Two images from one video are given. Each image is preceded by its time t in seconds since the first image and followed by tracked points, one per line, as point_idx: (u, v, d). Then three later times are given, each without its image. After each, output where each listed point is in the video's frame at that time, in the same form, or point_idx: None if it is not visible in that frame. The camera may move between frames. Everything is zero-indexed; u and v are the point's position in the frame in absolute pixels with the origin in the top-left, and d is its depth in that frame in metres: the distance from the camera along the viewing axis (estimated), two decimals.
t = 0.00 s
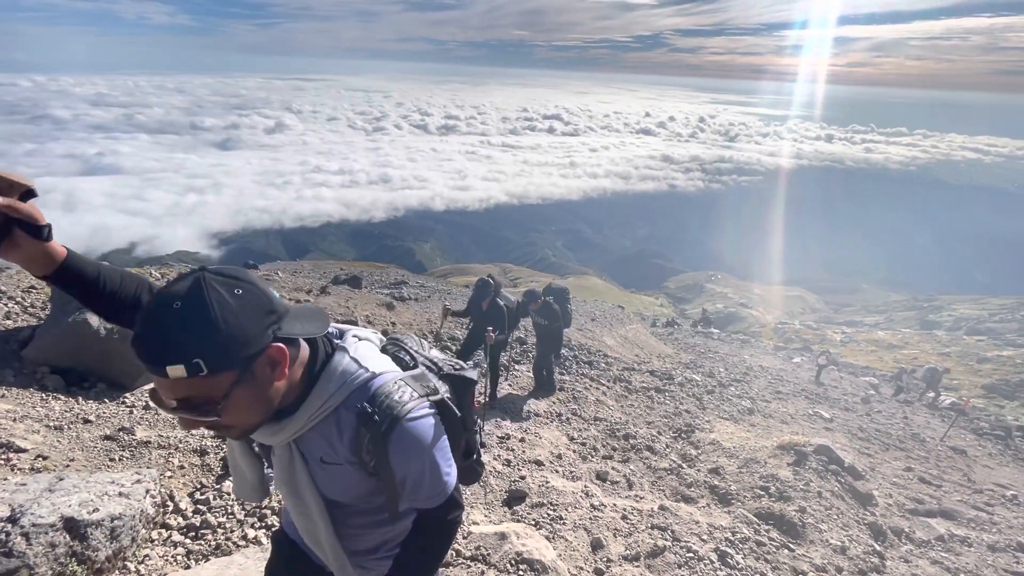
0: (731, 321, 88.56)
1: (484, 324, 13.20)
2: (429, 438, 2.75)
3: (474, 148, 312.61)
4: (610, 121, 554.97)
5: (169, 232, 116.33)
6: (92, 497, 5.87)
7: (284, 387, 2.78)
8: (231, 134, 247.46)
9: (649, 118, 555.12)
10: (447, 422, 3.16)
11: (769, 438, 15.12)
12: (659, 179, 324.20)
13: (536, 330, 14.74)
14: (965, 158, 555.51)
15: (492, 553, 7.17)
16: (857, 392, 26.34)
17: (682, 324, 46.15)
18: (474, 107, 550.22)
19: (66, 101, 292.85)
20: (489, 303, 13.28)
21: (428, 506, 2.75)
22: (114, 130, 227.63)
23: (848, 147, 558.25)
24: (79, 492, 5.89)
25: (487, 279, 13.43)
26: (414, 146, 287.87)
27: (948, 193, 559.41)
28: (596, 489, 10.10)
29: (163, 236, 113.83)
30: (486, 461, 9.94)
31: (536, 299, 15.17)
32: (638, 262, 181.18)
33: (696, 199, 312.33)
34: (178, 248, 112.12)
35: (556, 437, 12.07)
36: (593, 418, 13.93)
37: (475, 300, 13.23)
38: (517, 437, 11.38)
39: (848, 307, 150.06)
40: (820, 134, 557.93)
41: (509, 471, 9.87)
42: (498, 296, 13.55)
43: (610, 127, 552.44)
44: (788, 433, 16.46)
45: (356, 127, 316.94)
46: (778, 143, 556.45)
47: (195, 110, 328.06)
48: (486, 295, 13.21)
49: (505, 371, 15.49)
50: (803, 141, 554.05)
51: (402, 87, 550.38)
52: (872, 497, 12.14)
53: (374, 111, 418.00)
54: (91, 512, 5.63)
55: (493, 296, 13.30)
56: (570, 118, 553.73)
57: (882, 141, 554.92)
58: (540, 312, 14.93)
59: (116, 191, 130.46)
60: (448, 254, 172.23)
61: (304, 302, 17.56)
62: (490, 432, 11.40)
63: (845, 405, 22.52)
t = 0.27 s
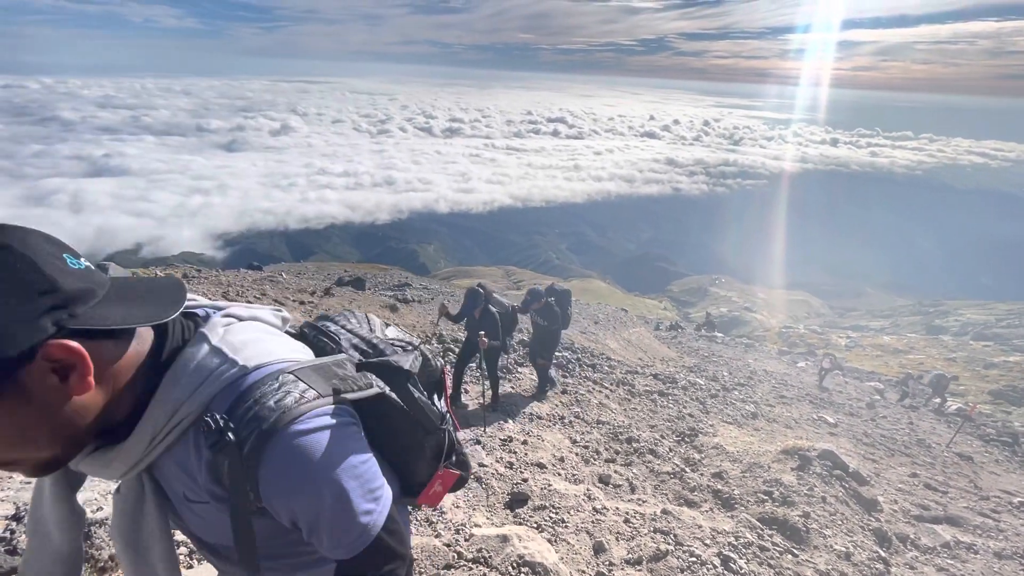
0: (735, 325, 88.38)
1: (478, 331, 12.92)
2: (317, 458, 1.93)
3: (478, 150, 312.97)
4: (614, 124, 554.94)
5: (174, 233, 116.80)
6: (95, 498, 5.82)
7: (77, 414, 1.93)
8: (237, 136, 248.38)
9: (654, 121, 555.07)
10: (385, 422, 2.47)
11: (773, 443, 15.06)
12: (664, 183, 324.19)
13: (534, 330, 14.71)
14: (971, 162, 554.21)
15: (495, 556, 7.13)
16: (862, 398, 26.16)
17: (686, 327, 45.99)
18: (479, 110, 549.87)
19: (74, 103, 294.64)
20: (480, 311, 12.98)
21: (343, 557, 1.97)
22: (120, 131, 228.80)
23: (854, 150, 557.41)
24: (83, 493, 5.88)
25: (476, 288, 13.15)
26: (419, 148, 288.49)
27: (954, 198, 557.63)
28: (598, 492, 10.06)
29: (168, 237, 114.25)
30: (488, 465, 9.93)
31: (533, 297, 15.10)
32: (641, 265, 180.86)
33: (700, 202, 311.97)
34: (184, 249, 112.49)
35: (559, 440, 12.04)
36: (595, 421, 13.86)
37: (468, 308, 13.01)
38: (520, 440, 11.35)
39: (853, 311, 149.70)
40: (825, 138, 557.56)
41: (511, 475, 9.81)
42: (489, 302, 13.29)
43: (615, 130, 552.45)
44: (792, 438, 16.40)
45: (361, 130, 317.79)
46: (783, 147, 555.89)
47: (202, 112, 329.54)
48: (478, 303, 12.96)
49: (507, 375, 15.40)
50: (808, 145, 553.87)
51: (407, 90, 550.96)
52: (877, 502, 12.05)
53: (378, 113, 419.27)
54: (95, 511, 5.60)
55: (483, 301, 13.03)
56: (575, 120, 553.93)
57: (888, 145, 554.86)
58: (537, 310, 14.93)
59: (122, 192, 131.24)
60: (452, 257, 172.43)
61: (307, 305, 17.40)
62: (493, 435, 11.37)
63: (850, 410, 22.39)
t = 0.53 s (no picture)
0: (741, 330, 88.11)
1: (468, 336, 12.74)
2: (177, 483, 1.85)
3: (484, 153, 313.49)
4: (620, 128, 554.81)
5: (182, 234, 117.65)
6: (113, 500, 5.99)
7: None
8: (244, 138, 249.48)
9: (659, 125, 555.02)
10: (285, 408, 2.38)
11: (778, 449, 14.95)
12: (670, 187, 323.89)
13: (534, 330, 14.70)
14: (978, 168, 552.25)
15: (495, 558, 7.09)
16: (869, 404, 25.91)
17: (691, 331, 45.79)
18: (484, 113, 550.32)
19: (84, 106, 296.55)
20: (465, 313, 12.76)
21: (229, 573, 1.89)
22: (129, 133, 230.48)
23: (861, 155, 557.97)
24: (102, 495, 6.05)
25: (458, 292, 12.88)
26: (425, 151, 289.47)
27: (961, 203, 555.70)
28: (600, 496, 10.01)
29: (176, 240, 115.18)
30: (492, 467, 9.90)
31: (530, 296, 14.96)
32: (647, 269, 180.79)
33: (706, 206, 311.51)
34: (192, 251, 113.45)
35: (562, 443, 12.00)
36: (599, 424, 13.81)
37: (453, 311, 12.83)
38: (523, 443, 11.30)
39: (860, 316, 149.23)
40: (831, 143, 557.71)
41: (513, 477, 9.79)
42: (475, 303, 13.06)
43: (620, 134, 552.41)
44: (796, 443, 16.31)
45: (367, 133, 318.74)
46: (789, 151, 555.25)
47: (210, 115, 331.13)
48: (461, 305, 12.75)
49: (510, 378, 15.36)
50: (814, 149, 553.30)
51: (413, 93, 551.84)
52: (883, 510, 11.95)
53: (384, 117, 420.62)
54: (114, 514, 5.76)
55: (468, 303, 12.83)
56: (580, 124, 553.81)
57: (895, 150, 554.82)
58: (535, 308, 14.84)
59: (130, 194, 132.25)
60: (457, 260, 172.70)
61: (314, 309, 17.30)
62: (497, 436, 11.38)
63: (856, 416, 22.21)
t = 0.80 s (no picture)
0: (748, 335, 87.76)
1: (469, 329, 12.57)
2: None
3: (491, 157, 314.23)
4: (627, 132, 555.03)
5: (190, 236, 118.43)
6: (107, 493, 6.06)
7: None
8: (252, 141, 251.05)
9: (666, 129, 554.84)
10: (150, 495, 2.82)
11: (784, 454, 14.83)
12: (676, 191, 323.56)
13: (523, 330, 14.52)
14: (987, 174, 549.35)
15: (496, 560, 7.08)
16: (876, 411, 25.72)
17: (697, 336, 45.60)
18: (491, 117, 551.58)
19: (95, 108, 299.38)
20: (460, 309, 12.51)
21: None
22: (139, 136, 232.58)
23: (869, 160, 555.45)
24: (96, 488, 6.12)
25: (454, 285, 12.54)
26: (432, 154, 290.34)
27: (971, 209, 552.13)
28: (603, 500, 9.96)
29: (185, 241, 115.90)
30: (495, 469, 9.85)
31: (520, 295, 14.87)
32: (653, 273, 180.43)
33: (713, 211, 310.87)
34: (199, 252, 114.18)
35: (565, 446, 11.92)
36: (603, 428, 13.73)
37: (448, 305, 12.50)
38: (526, 445, 11.26)
39: (868, 322, 148.70)
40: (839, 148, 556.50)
41: (516, 480, 9.73)
42: (469, 299, 12.90)
43: (627, 138, 552.40)
44: (803, 449, 16.16)
45: (375, 136, 320.14)
46: (797, 156, 553.64)
47: (219, 117, 333.43)
48: (457, 300, 12.52)
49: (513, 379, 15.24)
50: (823, 154, 552.46)
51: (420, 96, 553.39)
52: (891, 517, 11.80)
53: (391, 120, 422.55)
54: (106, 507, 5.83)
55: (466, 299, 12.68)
56: (587, 128, 553.94)
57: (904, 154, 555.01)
58: (525, 306, 14.61)
59: (140, 195, 133.45)
60: (463, 263, 173.05)
61: (318, 308, 17.31)
62: (499, 438, 11.31)
63: (864, 422, 22.04)
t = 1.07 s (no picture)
0: (755, 340, 87.37)
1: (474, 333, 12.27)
2: None
3: (498, 160, 314.95)
4: (634, 135, 554.61)
5: (199, 238, 119.34)
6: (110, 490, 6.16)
7: None
8: (261, 143, 252.75)
9: (674, 133, 554.60)
10: None
11: (792, 461, 14.68)
12: (684, 196, 323.12)
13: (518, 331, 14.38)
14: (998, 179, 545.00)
15: (501, 565, 7.05)
16: (885, 418, 25.48)
17: (704, 341, 45.42)
18: (499, 120, 552.55)
19: (107, 111, 302.53)
20: (465, 316, 12.30)
21: None
22: (150, 138, 234.67)
23: (878, 165, 552.38)
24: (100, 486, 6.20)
25: (460, 288, 12.21)
26: (439, 157, 291.29)
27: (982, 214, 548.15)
28: (610, 505, 9.86)
29: (193, 243, 116.77)
30: (500, 473, 9.81)
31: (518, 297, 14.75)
32: (660, 277, 180.09)
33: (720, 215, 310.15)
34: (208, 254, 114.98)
35: (571, 450, 11.87)
36: (608, 433, 13.66)
37: (451, 310, 12.12)
38: (532, 449, 11.21)
39: (877, 328, 147.84)
40: (847, 153, 555.12)
41: (521, 483, 9.69)
42: (475, 306, 12.64)
43: (634, 142, 552.22)
44: (812, 456, 15.98)
45: (382, 139, 321.63)
46: (805, 161, 551.74)
47: (229, 120, 336.17)
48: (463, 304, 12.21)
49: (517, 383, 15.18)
50: (831, 158, 550.99)
51: (428, 99, 555.19)
52: (900, 527, 11.67)
53: (399, 123, 424.44)
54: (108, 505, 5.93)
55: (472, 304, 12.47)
56: (594, 132, 554.08)
57: (914, 159, 554.36)
58: (522, 309, 14.43)
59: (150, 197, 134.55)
60: (469, 266, 173.29)
61: (325, 309, 17.33)
62: (504, 442, 11.24)
63: (873, 429, 21.82)
